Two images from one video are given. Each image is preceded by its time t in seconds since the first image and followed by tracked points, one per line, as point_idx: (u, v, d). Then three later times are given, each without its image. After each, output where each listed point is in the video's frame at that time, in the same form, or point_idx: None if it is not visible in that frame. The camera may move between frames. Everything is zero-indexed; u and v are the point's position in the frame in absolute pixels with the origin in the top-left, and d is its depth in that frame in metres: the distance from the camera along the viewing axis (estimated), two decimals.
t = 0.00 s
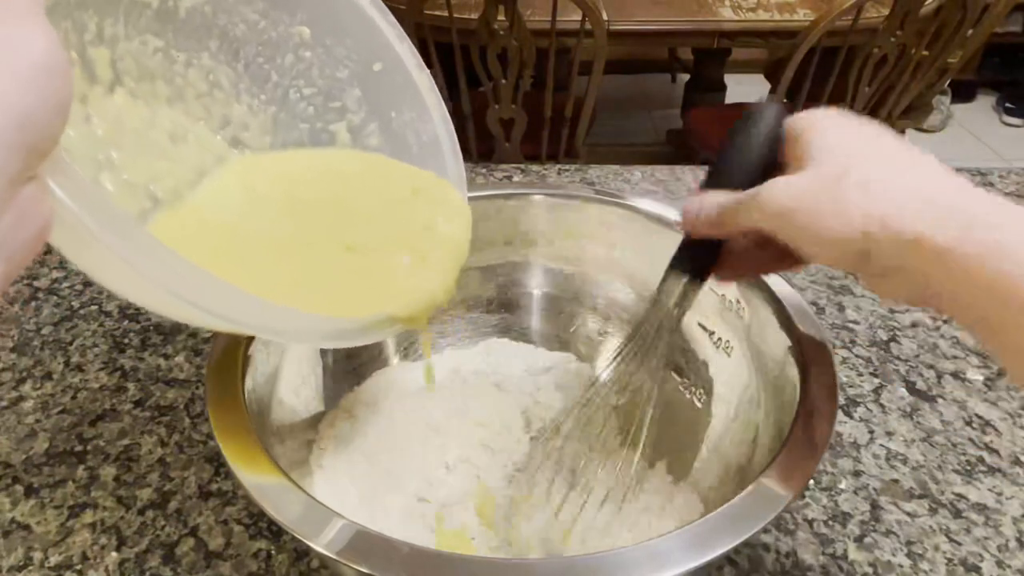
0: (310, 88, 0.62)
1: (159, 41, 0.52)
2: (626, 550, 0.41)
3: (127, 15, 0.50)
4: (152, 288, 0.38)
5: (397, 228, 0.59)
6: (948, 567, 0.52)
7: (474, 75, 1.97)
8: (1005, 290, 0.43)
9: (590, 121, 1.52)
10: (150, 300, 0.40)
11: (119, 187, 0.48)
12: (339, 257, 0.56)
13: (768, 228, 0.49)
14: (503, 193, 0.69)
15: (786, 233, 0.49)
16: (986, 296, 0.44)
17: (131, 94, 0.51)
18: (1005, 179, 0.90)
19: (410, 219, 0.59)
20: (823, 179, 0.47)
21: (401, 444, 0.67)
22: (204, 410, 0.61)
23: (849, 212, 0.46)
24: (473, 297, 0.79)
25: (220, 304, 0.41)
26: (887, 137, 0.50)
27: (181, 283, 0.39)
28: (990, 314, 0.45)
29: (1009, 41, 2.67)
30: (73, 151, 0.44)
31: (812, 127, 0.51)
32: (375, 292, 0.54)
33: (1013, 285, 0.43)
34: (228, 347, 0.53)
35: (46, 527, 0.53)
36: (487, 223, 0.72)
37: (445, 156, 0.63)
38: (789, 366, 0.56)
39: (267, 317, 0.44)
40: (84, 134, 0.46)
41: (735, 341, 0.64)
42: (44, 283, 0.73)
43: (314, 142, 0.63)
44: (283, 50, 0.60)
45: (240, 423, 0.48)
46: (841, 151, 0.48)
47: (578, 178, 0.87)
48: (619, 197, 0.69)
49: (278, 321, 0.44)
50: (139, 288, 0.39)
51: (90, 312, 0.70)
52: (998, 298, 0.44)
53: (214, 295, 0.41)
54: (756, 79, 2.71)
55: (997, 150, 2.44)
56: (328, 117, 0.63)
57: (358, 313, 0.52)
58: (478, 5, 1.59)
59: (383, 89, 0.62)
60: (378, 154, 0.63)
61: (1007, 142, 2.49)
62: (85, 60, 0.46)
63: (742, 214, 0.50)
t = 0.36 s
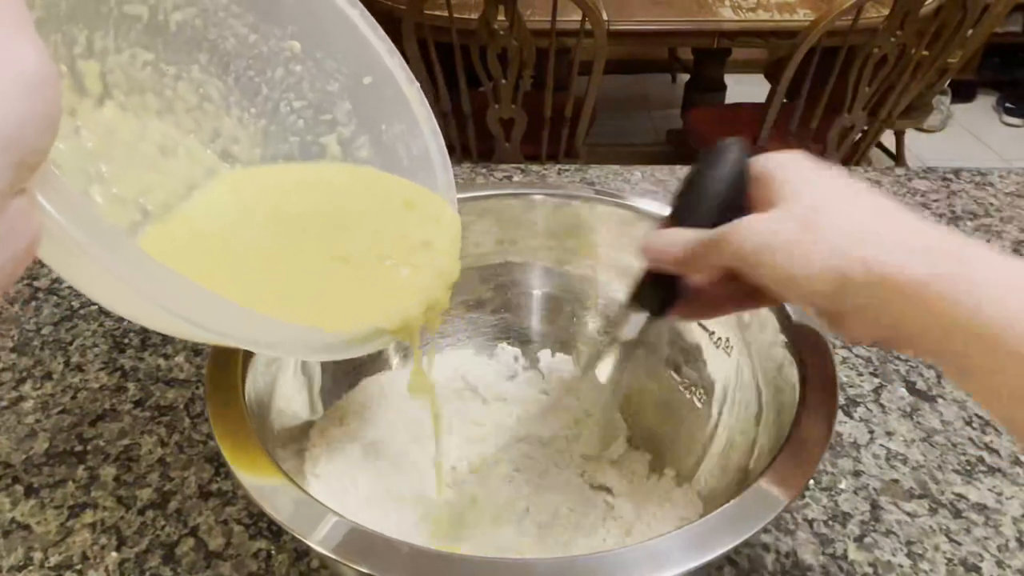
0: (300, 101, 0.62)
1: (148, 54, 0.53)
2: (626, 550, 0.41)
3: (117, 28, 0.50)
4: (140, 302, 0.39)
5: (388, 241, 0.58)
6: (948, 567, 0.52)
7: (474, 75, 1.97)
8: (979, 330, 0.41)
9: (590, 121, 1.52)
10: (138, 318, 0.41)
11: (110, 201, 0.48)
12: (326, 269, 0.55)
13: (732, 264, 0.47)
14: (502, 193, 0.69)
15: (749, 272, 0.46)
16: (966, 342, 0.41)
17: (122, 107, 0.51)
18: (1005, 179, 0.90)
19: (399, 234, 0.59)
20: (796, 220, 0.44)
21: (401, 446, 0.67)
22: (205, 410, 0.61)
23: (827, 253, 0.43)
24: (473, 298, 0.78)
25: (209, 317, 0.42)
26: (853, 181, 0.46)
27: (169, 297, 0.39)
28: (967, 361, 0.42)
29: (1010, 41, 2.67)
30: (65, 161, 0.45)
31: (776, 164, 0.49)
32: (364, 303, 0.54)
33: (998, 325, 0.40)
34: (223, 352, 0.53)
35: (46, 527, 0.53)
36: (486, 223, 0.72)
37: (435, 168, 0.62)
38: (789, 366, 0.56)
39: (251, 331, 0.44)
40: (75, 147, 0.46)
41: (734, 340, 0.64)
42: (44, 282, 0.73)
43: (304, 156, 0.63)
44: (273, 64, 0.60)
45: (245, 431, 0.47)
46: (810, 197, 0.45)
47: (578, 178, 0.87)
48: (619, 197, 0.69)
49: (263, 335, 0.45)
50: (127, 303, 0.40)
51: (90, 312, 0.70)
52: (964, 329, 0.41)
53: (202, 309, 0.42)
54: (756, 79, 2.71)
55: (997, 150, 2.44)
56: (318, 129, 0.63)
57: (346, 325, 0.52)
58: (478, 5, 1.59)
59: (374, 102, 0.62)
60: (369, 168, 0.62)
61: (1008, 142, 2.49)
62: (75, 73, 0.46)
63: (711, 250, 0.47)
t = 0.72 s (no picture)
0: (314, 103, 0.61)
1: (165, 56, 0.53)
2: (626, 550, 0.41)
3: (135, 30, 0.50)
4: (157, 301, 0.38)
5: (400, 243, 0.58)
6: (948, 567, 0.52)
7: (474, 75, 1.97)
8: (916, 334, 0.36)
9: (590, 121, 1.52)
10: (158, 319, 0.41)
11: (128, 203, 0.49)
12: (339, 271, 0.55)
13: (699, 273, 0.43)
14: (503, 193, 0.69)
15: (711, 280, 0.42)
16: (928, 364, 0.36)
17: (138, 109, 0.51)
18: (1005, 179, 0.90)
19: (411, 236, 0.58)
20: (754, 231, 0.40)
21: (401, 445, 0.67)
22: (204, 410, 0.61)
23: (764, 257, 0.39)
24: (474, 298, 0.78)
25: (225, 318, 0.41)
26: (802, 186, 0.44)
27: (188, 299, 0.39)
28: (933, 373, 0.36)
29: (1009, 41, 2.67)
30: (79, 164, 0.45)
31: (741, 172, 0.47)
32: (376, 305, 0.53)
33: (978, 349, 0.35)
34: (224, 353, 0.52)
35: (46, 527, 0.53)
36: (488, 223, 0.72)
37: (448, 170, 0.62)
38: (788, 365, 0.56)
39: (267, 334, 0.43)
40: (92, 150, 0.47)
41: (734, 340, 0.64)
42: (43, 282, 0.73)
43: (318, 158, 0.63)
44: (287, 67, 0.60)
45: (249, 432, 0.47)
46: (766, 206, 0.41)
47: (579, 178, 0.87)
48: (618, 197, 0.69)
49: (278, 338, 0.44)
50: (147, 301, 0.39)
51: (90, 312, 0.70)
52: (893, 335, 0.37)
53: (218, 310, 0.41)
54: (756, 79, 2.71)
55: (997, 150, 2.44)
56: (332, 132, 0.62)
57: (357, 326, 0.51)
58: (478, 5, 1.59)
59: (387, 105, 0.61)
60: (381, 170, 0.62)
61: (1007, 142, 2.49)
62: (93, 77, 0.47)
63: (679, 256, 0.44)
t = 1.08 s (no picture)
0: (311, 108, 0.62)
1: (162, 61, 0.53)
2: (626, 550, 0.41)
3: (133, 36, 0.51)
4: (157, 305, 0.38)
5: (399, 245, 0.57)
6: (948, 567, 0.52)
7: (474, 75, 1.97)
8: (895, 322, 0.39)
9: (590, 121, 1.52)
10: (158, 320, 0.40)
11: (129, 207, 0.50)
12: (338, 274, 0.55)
13: (691, 261, 0.46)
14: (502, 194, 0.69)
15: (706, 268, 0.45)
16: (913, 354, 0.38)
17: (136, 114, 0.52)
18: (1005, 179, 0.90)
19: (409, 239, 0.58)
20: (748, 216, 0.43)
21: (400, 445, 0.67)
22: (204, 410, 0.61)
23: (749, 248, 0.43)
24: (474, 299, 0.78)
25: (224, 319, 0.40)
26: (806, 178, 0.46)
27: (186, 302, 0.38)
28: (904, 363, 0.39)
29: (1009, 41, 2.66)
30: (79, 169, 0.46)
31: (741, 154, 0.48)
32: (376, 308, 0.53)
33: (988, 351, 0.37)
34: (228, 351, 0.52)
35: (46, 527, 0.53)
36: (487, 224, 0.72)
37: (445, 172, 0.62)
38: (788, 366, 0.56)
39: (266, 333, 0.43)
40: (92, 155, 0.48)
41: (734, 340, 0.64)
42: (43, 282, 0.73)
43: (315, 162, 0.63)
44: (285, 70, 0.60)
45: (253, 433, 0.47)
46: (760, 189, 0.44)
47: (579, 178, 0.87)
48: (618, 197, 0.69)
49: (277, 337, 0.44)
50: (145, 304, 0.38)
51: (90, 312, 0.70)
52: (872, 328, 0.40)
53: (218, 312, 0.40)
54: (756, 79, 2.71)
55: (997, 150, 2.44)
56: (331, 136, 0.62)
57: (357, 330, 0.51)
58: (478, 5, 1.59)
59: (385, 108, 0.62)
60: (379, 173, 0.62)
61: (1007, 142, 2.49)
62: (90, 80, 0.48)
63: (672, 240, 0.47)
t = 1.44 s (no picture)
0: (310, 98, 0.61)
1: (159, 54, 0.53)
2: (626, 550, 0.41)
3: (129, 29, 0.50)
4: (155, 299, 0.38)
5: (402, 236, 0.58)
6: (948, 567, 0.52)
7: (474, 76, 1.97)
8: (892, 302, 0.39)
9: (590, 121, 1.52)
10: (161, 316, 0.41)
11: (129, 202, 0.49)
12: (338, 267, 0.55)
13: (707, 240, 0.45)
14: (503, 193, 0.69)
15: (722, 250, 0.44)
16: (904, 334, 0.39)
17: (134, 108, 0.52)
18: (1005, 179, 0.90)
19: (412, 230, 0.58)
20: (772, 204, 0.42)
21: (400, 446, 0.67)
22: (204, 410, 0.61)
23: (772, 235, 0.42)
24: (473, 298, 0.78)
25: (220, 309, 0.41)
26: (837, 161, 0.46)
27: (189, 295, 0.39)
28: (902, 343, 0.39)
29: (1009, 41, 2.66)
30: (80, 164, 0.46)
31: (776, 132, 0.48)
32: (377, 300, 0.54)
33: (1009, 344, 0.37)
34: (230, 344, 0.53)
35: (46, 527, 0.53)
36: (487, 223, 0.72)
37: (444, 164, 0.62)
38: (788, 365, 0.56)
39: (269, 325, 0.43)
40: (91, 150, 0.48)
41: (735, 340, 0.64)
42: (43, 283, 0.73)
43: (314, 153, 0.63)
44: (282, 62, 0.60)
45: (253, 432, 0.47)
46: (793, 177, 0.44)
47: (579, 177, 0.87)
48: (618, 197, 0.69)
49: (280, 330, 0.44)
50: (146, 300, 0.39)
51: (90, 312, 0.70)
52: (867, 311, 0.40)
53: (214, 302, 0.41)
54: (756, 79, 2.71)
55: (997, 150, 2.44)
56: (329, 127, 0.62)
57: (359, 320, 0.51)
58: (478, 5, 1.59)
59: (383, 98, 0.62)
60: (378, 164, 0.62)
61: (1007, 143, 2.49)
62: (88, 75, 0.47)
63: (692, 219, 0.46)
